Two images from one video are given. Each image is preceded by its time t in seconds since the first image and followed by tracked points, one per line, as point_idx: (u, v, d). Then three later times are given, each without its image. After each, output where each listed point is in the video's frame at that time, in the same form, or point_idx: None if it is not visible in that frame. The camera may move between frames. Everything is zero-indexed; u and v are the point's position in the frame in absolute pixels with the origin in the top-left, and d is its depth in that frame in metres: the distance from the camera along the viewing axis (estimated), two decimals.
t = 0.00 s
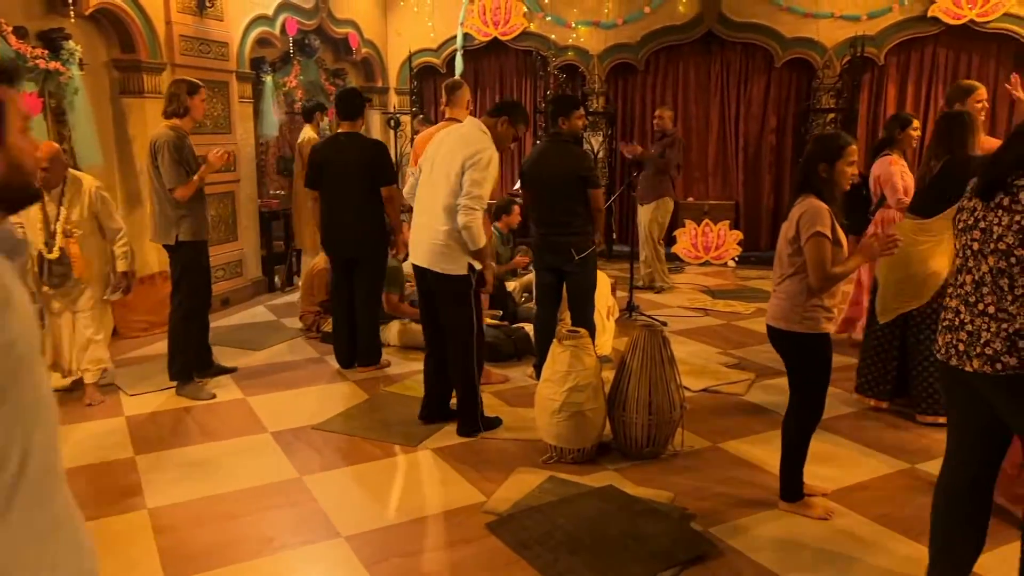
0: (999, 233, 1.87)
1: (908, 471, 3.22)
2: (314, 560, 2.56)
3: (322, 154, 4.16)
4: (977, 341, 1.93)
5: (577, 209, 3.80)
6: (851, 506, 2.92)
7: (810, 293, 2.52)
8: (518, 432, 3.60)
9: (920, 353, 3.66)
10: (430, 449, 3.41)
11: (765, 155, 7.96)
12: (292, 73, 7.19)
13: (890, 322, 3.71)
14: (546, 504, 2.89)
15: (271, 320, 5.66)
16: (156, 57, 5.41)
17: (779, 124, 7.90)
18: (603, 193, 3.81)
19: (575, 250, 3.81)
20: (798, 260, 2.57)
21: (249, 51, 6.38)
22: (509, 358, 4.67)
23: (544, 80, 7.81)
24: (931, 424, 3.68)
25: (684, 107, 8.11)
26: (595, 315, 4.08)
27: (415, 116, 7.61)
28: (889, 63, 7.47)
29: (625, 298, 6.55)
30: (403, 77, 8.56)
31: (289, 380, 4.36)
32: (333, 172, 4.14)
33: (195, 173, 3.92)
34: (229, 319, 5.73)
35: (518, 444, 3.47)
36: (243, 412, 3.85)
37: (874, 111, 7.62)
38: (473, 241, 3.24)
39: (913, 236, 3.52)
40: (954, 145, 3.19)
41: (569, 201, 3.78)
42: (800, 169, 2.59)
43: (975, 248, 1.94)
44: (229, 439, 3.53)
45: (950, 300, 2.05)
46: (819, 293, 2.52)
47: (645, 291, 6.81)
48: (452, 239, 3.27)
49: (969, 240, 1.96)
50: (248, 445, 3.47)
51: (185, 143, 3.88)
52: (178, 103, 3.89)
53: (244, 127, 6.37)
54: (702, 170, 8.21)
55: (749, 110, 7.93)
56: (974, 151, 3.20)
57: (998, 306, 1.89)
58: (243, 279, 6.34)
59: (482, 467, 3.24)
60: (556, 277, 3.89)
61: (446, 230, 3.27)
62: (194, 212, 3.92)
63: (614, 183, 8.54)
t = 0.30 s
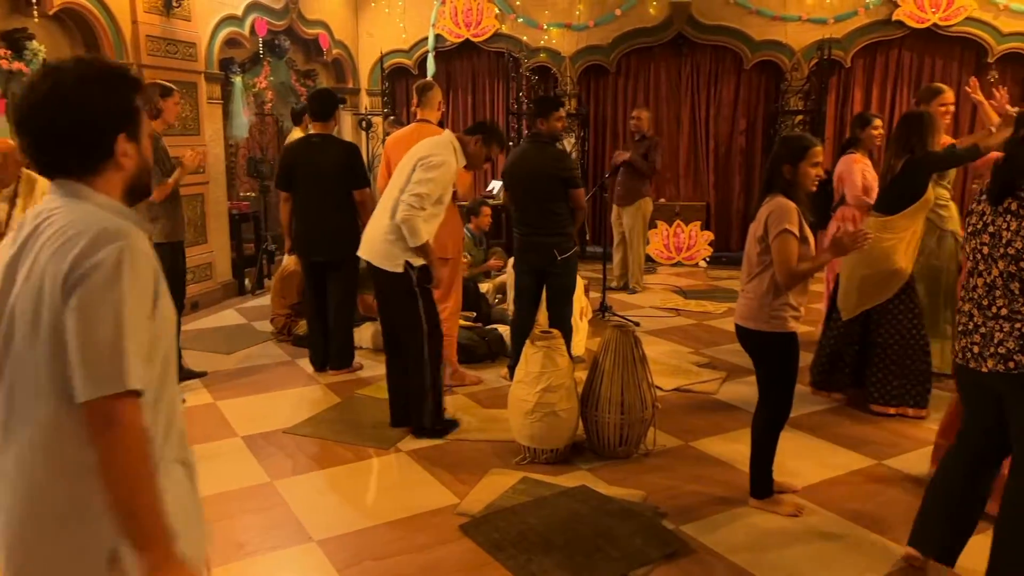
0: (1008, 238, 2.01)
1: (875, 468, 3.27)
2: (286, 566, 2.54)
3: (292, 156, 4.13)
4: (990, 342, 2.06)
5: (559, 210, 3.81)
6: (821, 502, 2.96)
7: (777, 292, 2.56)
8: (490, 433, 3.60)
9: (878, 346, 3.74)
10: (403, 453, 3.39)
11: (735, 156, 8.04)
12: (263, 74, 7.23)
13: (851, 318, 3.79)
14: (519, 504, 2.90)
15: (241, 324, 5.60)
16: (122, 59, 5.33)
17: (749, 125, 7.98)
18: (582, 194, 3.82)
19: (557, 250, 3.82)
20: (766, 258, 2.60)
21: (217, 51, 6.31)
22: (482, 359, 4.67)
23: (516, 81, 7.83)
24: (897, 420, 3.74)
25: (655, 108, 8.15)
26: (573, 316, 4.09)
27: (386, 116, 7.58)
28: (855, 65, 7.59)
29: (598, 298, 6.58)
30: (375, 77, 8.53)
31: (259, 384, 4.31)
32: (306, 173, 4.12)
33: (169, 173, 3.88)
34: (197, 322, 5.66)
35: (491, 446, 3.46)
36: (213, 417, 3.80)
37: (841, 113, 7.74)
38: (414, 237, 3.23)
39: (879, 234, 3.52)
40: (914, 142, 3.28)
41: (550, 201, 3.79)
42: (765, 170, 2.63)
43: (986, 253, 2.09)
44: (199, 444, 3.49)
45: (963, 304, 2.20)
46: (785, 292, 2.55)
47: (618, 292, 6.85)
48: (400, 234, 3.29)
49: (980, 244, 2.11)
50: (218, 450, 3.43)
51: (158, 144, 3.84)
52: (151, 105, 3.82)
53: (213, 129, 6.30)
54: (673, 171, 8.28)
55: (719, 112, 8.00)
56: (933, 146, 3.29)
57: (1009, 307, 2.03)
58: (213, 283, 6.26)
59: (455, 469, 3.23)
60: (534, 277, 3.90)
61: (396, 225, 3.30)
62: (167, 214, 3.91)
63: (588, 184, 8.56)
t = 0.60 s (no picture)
0: (992, 235, 2.12)
1: (841, 463, 3.32)
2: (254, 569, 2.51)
3: (258, 156, 4.07)
4: (970, 332, 2.22)
5: (531, 210, 3.81)
6: (788, 498, 3.00)
7: (743, 291, 2.58)
8: (463, 433, 3.59)
9: (844, 348, 3.81)
10: (375, 454, 3.37)
11: (705, 156, 8.11)
12: (230, 73, 7.00)
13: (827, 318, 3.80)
14: (491, 504, 2.89)
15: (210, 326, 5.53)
16: (86, 56, 5.24)
17: (718, 126, 8.05)
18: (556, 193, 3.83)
19: (531, 250, 3.82)
20: (730, 258, 2.63)
21: (183, 49, 6.23)
22: (453, 359, 4.67)
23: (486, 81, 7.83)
24: (864, 416, 3.80)
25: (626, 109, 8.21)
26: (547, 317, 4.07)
27: (356, 116, 7.54)
28: (820, 67, 7.69)
29: (570, 298, 6.60)
30: (344, 77, 8.49)
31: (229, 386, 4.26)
32: (269, 173, 4.06)
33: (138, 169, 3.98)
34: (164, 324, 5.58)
35: (464, 446, 3.46)
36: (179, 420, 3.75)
37: (807, 115, 7.84)
38: (373, 256, 3.19)
39: (856, 233, 3.51)
40: (884, 139, 3.24)
41: (523, 200, 3.79)
42: (730, 171, 2.66)
43: (973, 248, 2.22)
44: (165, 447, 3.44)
45: (950, 296, 2.35)
46: (751, 291, 2.58)
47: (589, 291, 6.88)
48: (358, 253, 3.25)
49: (967, 240, 2.24)
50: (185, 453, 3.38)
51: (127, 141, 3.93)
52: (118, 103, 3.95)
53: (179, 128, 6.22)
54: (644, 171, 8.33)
55: (688, 113, 8.07)
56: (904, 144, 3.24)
57: (990, 301, 2.17)
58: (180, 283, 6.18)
59: (426, 470, 3.22)
60: (507, 276, 3.89)
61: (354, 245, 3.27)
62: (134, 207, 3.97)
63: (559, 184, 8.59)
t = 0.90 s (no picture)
0: (958, 231, 2.18)
1: (813, 461, 3.36)
2: None
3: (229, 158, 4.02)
4: (938, 322, 2.27)
5: (498, 214, 3.81)
6: (762, 496, 3.03)
7: (715, 293, 2.61)
8: (440, 435, 3.59)
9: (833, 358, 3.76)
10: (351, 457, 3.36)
11: (678, 157, 8.17)
12: (201, 74, 6.92)
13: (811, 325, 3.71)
14: (467, 506, 2.89)
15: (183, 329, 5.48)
16: (54, 57, 5.15)
17: (691, 128, 8.12)
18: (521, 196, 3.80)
19: (498, 251, 3.82)
20: (703, 260, 2.66)
21: (154, 50, 6.16)
22: (429, 362, 4.66)
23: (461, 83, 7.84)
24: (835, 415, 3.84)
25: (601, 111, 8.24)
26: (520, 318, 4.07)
27: (330, 118, 7.50)
28: (792, 70, 7.77)
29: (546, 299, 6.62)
30: (318, 78, 8.45)
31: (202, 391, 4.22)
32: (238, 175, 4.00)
33: (113, 172, 3.94)
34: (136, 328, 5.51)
35: (441, 449, 3.45)
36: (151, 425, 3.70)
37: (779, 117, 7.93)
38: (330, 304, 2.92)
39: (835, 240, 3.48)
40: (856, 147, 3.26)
41: (491, 203, 3.80)
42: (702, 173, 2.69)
43: (942, 244, 2.27)
44: (138, 453, 3.40)
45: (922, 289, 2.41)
46: (723, 293, 2.61)
47: (565, 292, 6.90)
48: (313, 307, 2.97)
49: (937, 236, 2.30)
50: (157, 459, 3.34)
51: (101, 144, 3.89)
52: (91, 105, 3.90)
53: (149, 130, 6.15)
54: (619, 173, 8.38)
55: (662, 114, 8.13)
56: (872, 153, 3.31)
57: (955, 294, 2.23)
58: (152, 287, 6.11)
59: (403, 473, 3.21)
60: (479, 277, 3.91)
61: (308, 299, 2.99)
62: (106, 211, 3.91)
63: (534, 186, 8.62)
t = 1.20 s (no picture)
0: (921, 225, 2.24)
1: (786, 456, 3.40)
2: None
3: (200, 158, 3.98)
4: (906, 313, 2.38)
5: (463, 213, 3.80)
6: (736, 492, 3.05)
7: (689, 291, 2.63)
8: (418, 435, 3.59)
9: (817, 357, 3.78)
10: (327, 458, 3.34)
11: (653, 157, 8.21)
12: (172, 72, 6.84)
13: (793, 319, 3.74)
14: (444, 506, 2.89)
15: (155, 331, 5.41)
16: (20, 55, 5.06)
17: (665, 127, 8.17)
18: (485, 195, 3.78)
19: (462, 251, 3.81)
20: (676, 258, 2.68)
21: (123, 48, 6.08)
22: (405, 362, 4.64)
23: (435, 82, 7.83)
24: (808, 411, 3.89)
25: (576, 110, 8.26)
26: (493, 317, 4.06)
27: (303, 117, 7.45)
28: (764, 70, 7.85)
29: (523, 299, 6.62)
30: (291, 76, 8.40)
31: (174, 393, 4.17)
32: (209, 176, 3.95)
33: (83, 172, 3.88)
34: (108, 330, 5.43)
35: (418, 449, 3.44)
36: (123, 428, 3.65)
37: (752, 117, 8.00)
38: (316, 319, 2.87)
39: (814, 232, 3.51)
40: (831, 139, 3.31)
41: (457, 202, 3.79)
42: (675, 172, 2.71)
43: (909, 236, 2.34)
44: (110, 456, 3.35)
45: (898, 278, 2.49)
46: (697, 291, 2.63)
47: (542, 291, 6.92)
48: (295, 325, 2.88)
49: (905, 228, 2.37)
50: (129, 462, 3.30)
51: (70, 145, 3.83)
52: (59, 104, 3.84)
53: (120, 129, 6.06)
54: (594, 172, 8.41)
55: (637, 114, 8.17)
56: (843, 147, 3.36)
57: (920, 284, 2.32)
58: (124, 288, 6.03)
59: (379, 473, 3.20)
60: (447, 277, 3.90)
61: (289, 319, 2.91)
62: (75, 212, 3.84)
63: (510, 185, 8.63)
